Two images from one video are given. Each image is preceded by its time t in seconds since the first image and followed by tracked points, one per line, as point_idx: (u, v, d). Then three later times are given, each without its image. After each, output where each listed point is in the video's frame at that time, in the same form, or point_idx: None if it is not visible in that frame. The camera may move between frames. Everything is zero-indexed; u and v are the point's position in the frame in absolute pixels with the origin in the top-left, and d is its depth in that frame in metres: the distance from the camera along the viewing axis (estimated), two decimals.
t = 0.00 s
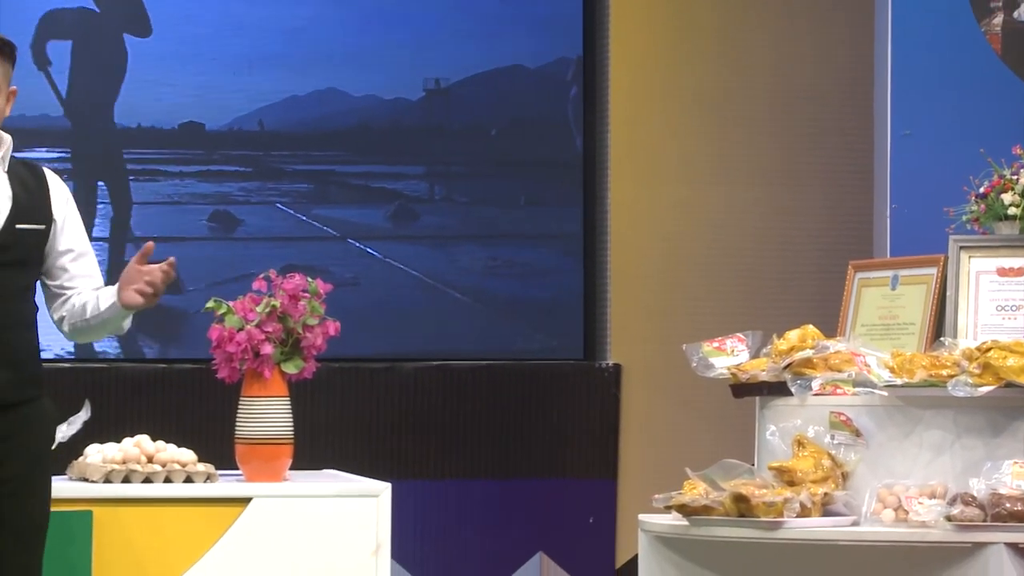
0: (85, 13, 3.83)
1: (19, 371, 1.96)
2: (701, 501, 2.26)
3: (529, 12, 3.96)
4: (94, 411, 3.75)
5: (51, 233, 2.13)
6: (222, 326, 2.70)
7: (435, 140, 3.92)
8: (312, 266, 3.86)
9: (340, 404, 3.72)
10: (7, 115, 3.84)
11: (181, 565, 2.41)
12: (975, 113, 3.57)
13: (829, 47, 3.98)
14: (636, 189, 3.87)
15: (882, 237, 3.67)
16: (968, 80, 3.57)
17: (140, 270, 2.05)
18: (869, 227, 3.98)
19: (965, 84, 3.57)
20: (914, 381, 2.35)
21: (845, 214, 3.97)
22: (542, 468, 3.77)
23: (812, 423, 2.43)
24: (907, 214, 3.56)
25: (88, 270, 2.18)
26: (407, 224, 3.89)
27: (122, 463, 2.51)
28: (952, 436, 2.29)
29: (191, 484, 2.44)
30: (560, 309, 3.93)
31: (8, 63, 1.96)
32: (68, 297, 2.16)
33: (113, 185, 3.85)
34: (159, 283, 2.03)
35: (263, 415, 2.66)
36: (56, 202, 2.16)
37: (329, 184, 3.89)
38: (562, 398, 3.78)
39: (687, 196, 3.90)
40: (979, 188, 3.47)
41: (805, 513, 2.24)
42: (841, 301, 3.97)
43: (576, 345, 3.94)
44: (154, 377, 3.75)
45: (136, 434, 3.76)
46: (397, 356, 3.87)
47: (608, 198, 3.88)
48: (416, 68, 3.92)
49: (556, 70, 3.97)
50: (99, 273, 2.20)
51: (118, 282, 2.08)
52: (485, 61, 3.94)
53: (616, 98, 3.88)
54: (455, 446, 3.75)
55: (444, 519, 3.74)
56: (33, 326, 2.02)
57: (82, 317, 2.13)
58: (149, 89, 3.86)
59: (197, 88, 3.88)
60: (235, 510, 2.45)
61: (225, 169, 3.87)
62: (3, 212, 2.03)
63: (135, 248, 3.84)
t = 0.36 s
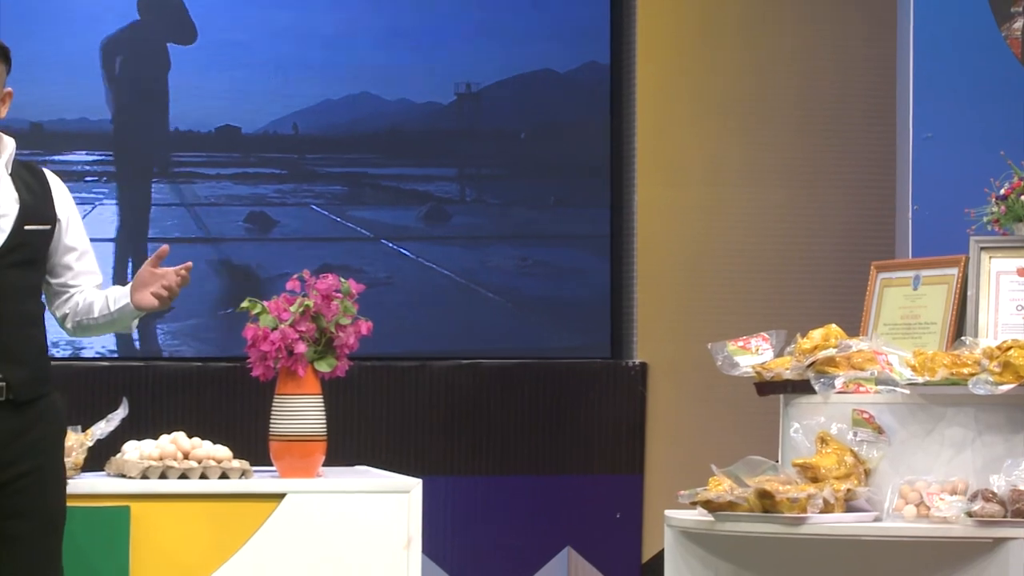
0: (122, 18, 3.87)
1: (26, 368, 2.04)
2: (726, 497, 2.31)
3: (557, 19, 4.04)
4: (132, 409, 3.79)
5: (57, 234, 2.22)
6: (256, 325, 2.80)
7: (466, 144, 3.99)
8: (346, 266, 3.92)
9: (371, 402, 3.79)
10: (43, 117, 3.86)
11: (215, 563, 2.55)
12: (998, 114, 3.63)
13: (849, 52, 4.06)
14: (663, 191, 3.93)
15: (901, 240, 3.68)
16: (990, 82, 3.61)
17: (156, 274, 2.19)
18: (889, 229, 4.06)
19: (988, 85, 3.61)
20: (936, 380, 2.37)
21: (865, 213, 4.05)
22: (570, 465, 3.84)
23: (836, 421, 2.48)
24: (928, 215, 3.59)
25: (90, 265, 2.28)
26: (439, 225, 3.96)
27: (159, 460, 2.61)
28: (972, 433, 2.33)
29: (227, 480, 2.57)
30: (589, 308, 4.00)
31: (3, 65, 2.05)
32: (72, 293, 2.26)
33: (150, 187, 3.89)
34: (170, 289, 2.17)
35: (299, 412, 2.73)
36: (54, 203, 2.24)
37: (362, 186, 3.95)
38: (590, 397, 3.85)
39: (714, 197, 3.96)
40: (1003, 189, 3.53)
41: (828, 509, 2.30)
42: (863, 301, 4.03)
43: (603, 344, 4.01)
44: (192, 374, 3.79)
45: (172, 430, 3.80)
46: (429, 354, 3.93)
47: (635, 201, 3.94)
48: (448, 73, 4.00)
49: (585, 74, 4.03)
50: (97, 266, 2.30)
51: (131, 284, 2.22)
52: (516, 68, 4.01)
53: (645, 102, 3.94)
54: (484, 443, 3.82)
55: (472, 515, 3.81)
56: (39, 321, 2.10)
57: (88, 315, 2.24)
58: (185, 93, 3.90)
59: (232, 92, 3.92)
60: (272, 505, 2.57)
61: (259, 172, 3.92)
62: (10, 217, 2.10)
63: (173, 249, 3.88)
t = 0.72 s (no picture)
0: (160, 24, 3.96)
1: (51, 367, 1.98)
2: (749, 493, 2.38)
3: (584, 23, 4.11)
4: (166, 407, 3.85)
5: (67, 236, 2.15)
6: (288, 324, 2.86)
7: (495, 146, 4.06)
8: (377, 265, 3.99)
9: (400, 399, 3.86)
10: (82, 121, 3.95)
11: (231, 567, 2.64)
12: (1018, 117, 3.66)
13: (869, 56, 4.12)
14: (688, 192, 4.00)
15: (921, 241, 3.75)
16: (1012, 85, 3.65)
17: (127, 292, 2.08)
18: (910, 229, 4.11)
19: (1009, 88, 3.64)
20: (954, 378, 2.39)
21: (888, 213, 4.10)
22: (594, 461, 3.90)
23: (856, 418, 2.54)
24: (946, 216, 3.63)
25: (98, 266, 2.21)
26: (468, 226, 4.03)
27: (192, 456, 2.70)
28: (990, 430, 2.38)
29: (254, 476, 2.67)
30: (615, 307, 4.06)
31: (10, 63, 1.98)
32: (81, 294, 2.18)
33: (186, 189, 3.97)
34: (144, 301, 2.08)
35: (330, 409, 2.81)
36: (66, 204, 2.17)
37: (393, 187, 4.03)
38: (614, 395, 3.92)
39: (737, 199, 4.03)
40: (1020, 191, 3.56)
41: (849, 504, 2.35)
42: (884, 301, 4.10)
43: (629, 343, 4.07)
44: (224, 372, 3.84)
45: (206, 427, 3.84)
46: (458, 352, 3.99)
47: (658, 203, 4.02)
48: (477, 77, 4.07)
49: (611, 78, 4.10)
50: (107, 266, 2.23)
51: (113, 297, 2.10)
52: (544, 72, 4.09)
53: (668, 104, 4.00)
54: (510, 440, 3.89)
55: (499, 511, 3.88)
56: (51, 319, 2.03)
57: (88, 321, 2.17)
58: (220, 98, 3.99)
59: (266, 96, 4.00)
60: (302, 500, 2.68)
61: (293, 173, 4.00)
62: (23, 220, 2.04)
63: (208, 249, 3.96)
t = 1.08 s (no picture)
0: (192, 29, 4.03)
1: (76, 365, 2.10)
2: (767, 489, 2.44)
3: (608, 28, 4.18)
4: (197, 404, 3.90)
5: (83, 240, 2.27)
6: (316, 323, 2.93)
7: (520, 150, 4.13)
8: (404, 266, 4.05)
9: (425, 396, 3.92)
10: (115, 125, 4.02)
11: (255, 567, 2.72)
12: None
13: (886, 60, 4.19)
14: (708, 194, 4.09)
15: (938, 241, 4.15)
16: None
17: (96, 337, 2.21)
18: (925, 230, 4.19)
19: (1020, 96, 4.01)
20: (969, 376, 2.44)
21: (902, 214, 4.18)
22: (616, 458, 3.97)
23: (873, 416, 2.60)
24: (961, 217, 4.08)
25: (110, 270, 2.33)
26: (494, 227, 4.10)
27: (223, 452, 2.78)
28: (1005, 428, 2.42)
29: (286, 472, 2.76)
30: (638, 307, 4.13)
31: (32, 69, 2.13)
32: (91, 298, 2.31)
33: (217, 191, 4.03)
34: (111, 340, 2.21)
35: (356, 406, 2.88)
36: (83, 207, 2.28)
37: (421, 190, 4.09)
38: (636, 392, 3.99)
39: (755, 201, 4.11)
40: None
41: (865, 500, 2.42)
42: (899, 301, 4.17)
43: (650, 341, 4.14)
44: (254, 370, 3.90)
45: (236, 424, 3.91)
46: (484, 351, 4.05)
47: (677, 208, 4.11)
48: (502, 81, 4.14)
49: (633, 83, 4.17)
50: (118, 270, 2.36)
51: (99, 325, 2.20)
52: (569, 77, 4.15)
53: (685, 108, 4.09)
54: (534, 436, 3.95)
55: (522, 507, 3.94)
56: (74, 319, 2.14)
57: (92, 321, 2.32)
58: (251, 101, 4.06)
59: (296, 100, 4.07)
60: (329, 495, 2.76)
61: (322, 176, 4.06)
62: (48, 222, 2.13)
63: (238, 250, 4.01)
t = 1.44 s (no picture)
0: (225, 34, 4.09)
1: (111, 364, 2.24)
2: (786, 485, 2.51)
3: (633, 32, 4.24)
4: (228, 401, 3.98)
5: (110, 242, 2.39)
6: (344, 322, 3.01)
7: (545, 152, 4.19)
8: (432, 266, 4.11)
9: (451, 394, 3.99)
10: (149, 128, 4.08)
11: (282, 565, 2.80)
12: None
13: (900, 65, 4.28)
14: (729, 195, 4.18)
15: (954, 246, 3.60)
16: None
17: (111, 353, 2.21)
18: (940, 231, 4.28)
19: None
20: (984, 374, 2.50)
21: (917, 215, 4.27)
22: (638, 453, 4.04)
23: (889, 412, 2.64)
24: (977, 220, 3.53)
25: (132, 271, 2.46)
26: (521, 228, 4.17)
27: (252, 448, 2.85)
28: (1020, 425, 2.47)
29: (316, 467, 2.83)
30: (660, 306, 4.18)
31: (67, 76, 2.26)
32: (113, 298, 2.43)
33: (250, 192, 4.09)
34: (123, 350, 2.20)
35: (384, 402, 2.96)
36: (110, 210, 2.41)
37: (449, 191, 4.16)
38: (658, 389, 4.07)
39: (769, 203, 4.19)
40: None
41: (882, 495, 2.49)
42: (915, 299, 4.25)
43: (671, 339, 4.21)
44: (284, 367, 3.98)
45: (266, 421, 3.99)
46: (510, 349, 4.12)
47: (698, 209, 4.19)
48: (526, 85, 4.21)
49: (655, 87, 4.23)
50: (139, 272, 2.48)
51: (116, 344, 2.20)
52: (593, 81, 4.22)
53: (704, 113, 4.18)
54: (557, 433, 4.02)
55: (546, 502, 4.01)
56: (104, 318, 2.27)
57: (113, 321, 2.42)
58: (282, 104, 4.12)
59: (325, 104, 4.14)
60: (358, 489, 2.84)
61: (352, 177, 4.12)
62: (83, 224, 2.26)
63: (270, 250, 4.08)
